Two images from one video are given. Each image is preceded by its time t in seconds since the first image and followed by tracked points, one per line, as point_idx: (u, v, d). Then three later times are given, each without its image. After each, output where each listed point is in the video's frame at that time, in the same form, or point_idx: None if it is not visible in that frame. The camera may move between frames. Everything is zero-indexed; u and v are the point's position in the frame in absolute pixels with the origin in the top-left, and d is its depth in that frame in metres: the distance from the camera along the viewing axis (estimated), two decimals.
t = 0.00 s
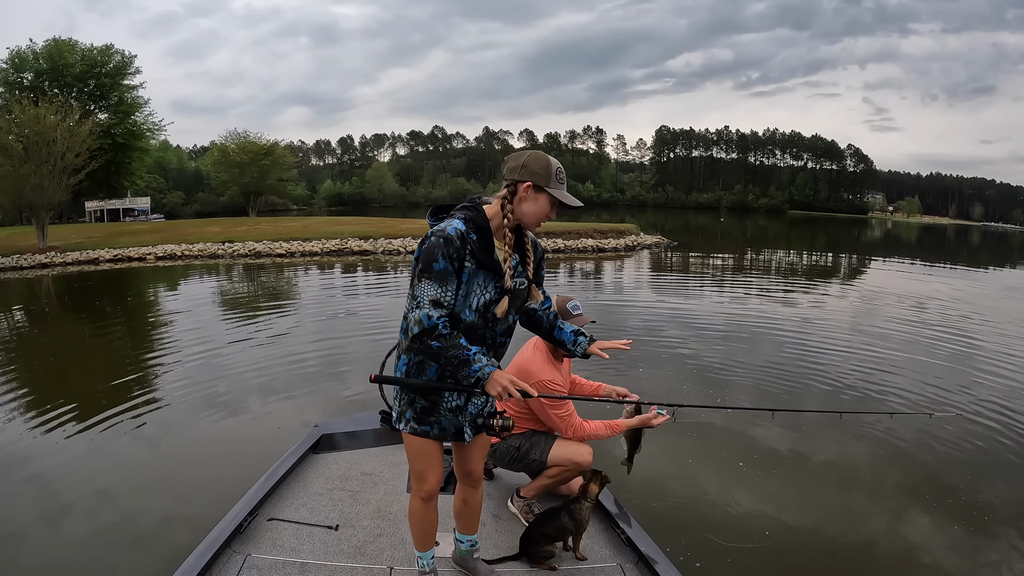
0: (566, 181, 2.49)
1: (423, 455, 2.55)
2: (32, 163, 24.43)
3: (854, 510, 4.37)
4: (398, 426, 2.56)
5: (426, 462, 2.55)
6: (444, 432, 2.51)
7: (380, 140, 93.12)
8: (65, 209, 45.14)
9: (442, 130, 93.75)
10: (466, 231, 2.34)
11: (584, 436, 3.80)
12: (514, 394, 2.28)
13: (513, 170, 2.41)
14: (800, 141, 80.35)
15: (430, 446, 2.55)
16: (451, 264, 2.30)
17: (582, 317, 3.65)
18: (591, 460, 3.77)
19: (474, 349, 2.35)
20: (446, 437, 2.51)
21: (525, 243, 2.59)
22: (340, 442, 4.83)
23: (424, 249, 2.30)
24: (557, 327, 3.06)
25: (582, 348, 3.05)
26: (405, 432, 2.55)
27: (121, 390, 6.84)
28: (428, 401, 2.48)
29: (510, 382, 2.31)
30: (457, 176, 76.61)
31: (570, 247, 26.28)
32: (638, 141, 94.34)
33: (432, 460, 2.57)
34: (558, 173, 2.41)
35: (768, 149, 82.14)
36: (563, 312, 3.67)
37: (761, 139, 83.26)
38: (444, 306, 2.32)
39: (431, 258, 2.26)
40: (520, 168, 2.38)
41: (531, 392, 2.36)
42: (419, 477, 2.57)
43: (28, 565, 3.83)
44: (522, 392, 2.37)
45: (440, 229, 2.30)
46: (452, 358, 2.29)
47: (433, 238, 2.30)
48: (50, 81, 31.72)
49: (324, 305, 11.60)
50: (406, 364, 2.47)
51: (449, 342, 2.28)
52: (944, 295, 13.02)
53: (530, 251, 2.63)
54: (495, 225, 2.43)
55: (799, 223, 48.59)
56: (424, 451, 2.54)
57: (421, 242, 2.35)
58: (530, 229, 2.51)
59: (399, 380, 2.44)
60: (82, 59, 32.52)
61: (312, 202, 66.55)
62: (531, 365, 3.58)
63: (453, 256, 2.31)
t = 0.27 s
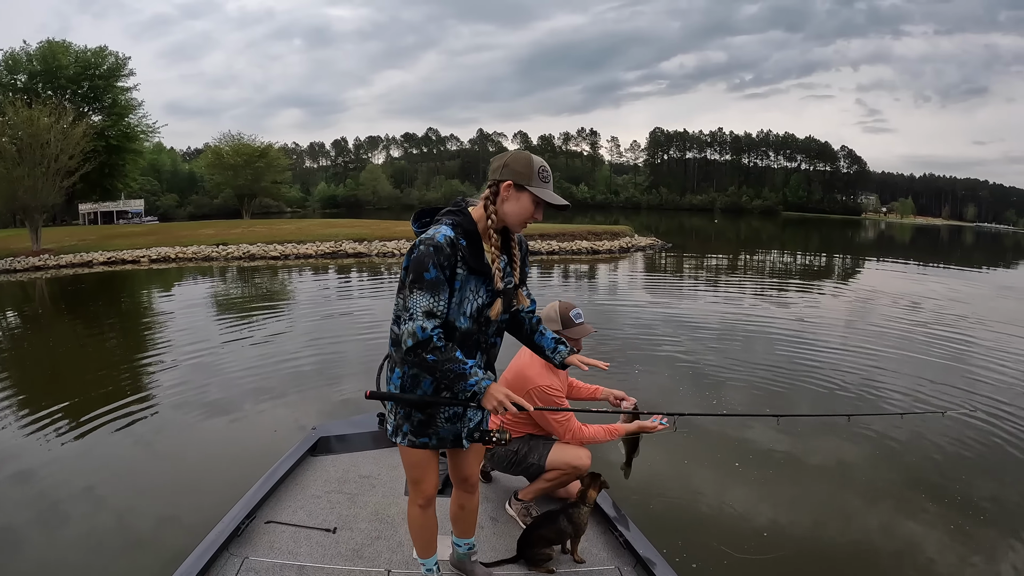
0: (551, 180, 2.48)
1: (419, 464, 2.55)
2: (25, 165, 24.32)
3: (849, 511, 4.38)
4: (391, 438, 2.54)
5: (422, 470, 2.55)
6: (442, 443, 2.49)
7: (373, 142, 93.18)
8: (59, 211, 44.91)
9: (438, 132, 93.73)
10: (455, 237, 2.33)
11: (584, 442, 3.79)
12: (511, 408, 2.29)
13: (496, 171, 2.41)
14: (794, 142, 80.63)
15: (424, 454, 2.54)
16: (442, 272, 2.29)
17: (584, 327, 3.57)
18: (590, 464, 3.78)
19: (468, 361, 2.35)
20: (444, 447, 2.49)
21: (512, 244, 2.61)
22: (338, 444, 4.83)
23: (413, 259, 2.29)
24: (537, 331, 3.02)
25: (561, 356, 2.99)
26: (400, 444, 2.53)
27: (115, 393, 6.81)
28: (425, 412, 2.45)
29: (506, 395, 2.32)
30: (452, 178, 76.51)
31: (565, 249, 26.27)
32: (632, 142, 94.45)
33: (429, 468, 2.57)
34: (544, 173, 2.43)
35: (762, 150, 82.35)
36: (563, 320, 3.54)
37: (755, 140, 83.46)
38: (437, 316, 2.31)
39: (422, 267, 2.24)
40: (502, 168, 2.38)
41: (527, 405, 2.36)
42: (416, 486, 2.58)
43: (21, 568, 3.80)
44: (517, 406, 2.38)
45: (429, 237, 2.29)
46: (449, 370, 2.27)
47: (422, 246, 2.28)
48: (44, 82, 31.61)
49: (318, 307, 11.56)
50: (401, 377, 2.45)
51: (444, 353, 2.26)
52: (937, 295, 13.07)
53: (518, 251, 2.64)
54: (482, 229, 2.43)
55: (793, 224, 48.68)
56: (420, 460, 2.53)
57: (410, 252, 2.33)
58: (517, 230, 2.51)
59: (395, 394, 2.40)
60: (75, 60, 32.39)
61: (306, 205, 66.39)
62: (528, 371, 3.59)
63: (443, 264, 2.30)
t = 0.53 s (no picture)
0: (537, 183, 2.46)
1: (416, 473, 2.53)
2: (19, 167, 24.24)
3: (845, 511, 4.38)
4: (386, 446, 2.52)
5: (419, 477, 2.54)
6: (438, 447, 2.50)
7: (369, 143, 93.20)
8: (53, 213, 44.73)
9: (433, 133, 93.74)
10: (440, 244, 2.26)
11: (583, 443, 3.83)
12: (505, 419, 2.28)
13: (480, 176, 2.36)
14: (789, 143, 80.89)
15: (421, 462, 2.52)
16: (429, 282, 2.22)
17: (590, 336, 3.45)
18: (588, 465, 3.81)
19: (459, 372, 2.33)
20: (440, 450, 2.50)
21: (497, 243, 2.59)
22: (337, 446, 4.82)
23: (397, 271, 2.21)
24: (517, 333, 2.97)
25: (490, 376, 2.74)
26: (396, 453, 2.51)
27: (110, 395, 6.77)
28: (418, 421, 2.44)
29: (501, 407, 2.33)
30: (448, 179, 76.50)
31: (560, 250, 26.29)
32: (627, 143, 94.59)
33: (425, 475, 2.56)
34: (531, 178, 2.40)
35: (757, 151, 82.60)
36: (571, 328, 3.42)
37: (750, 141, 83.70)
38: (427, 328, 2.25)
39: (408, 279, 2.16)
40: (487, 175, 2.33)
41: (522, 417, 2.37)
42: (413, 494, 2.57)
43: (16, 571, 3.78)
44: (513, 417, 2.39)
45: (412, 247, 2.20)
46: (442, 384, 2.25)
47: (405, 258, 2.20)
48: (39, 83, 31.52)
49: (313, 308, 11.53)
50: (392, 387, 2.41)
51: (437, 367, 2.23)
52: (930, 295, 13.12)
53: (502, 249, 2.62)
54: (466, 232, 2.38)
55: (787, 225, 48.90)
56: (417, 468, 2.52)
57: (392, 263, 2.24)
58: (502, 231, 2.48)
59: (388, 405, 2.38)
60: (70, 61, 32.28)
61: (302, 206, 66.29)
62: (528, 376, 3.58)
63: (429, 274, 2.23)
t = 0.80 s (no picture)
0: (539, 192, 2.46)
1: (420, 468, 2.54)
2: (16, 167, 24.20)
3: (842, 511, 4.38)
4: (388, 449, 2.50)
5: (418, 479, 2.53)
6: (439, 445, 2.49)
7: (366, 143, 93.17)
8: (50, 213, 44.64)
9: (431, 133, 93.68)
10: (443, 251, 2.24)
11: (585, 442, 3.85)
12: (498, 432, 2.33)
13: (483, 185, 2.33)
14: (787, 143, 80.95)
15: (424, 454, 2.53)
16: (431, 291, 2.20)
17: (594, 337, 3.45)
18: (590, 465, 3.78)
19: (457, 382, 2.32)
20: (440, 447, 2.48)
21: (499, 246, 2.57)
22: (338, 446, 4.81)
23: (398, 279, 2.18)
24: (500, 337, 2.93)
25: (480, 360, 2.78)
26: (397, 454, 2.48)
27: (109, 396, 6.76)
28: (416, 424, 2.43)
29: (494, 420, 2.36)
30: (445, 180, 76.44)
31: (558, 250, 26.27)
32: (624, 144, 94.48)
33: (424, 476, 2.55)
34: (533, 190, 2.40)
35: (754, 151, 82.70)
36: (574, 330, 3.42)
37: (748, 142, 83.76)
38: (427, 335, 2.24)
39: (410, 288, 2.14)
40: (491, 184, 2.30)
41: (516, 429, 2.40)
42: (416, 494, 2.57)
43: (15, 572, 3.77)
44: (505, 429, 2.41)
45: (414, 255, 2.16)
46: (439, 394, 2.25)
47: (407, 264, 2.17)
48: (36, 83, 31.46)
49: (311, 309, 11.53)
50: (391, 393, 2.39)
51: (435, 375, 2.22)
52: (928, 295, 13.13)
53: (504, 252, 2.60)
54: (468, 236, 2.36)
55: (784, 225, 48.96)
56: (416, 471, 2.51)
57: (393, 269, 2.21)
58: (504, 237, 2.46)
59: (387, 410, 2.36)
60: (68, 61, 32.22)
61: (299, 206, 66.19)
62: (530, 376, 3.59)
63: (432, 283, 2.21)
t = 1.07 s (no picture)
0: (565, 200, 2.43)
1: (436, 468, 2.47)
2: (13, 168, 24.14)
3: (839, 510, 4.39)
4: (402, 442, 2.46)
5: (429, 484, 2.46)
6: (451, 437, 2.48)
7: (363, 143, 93.14)
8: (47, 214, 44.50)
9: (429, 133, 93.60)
10: (463, 251, 2.23)
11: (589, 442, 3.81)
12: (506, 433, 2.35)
13: (507, 193, 2.31)
14: (783, 143, 81.02)
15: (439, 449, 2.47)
16: (447, 290, 2.21)
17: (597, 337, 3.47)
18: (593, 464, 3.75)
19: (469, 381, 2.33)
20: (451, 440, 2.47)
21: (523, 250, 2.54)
22: (338, 446, 4.80)
23: (416, 276, 2.20)
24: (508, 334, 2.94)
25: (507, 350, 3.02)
26: (409, 448, 2.45)
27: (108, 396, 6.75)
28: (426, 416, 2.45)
29: (504, 419, 2.37)
30: (443, 180, 76.40)
31: (555, 250, 26.26)
32: (622, 144, 94.48)
33: (433, 484, 2.47)
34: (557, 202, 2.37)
35: (751, 151, 82.76)
36: (577, 330, 3.42)
37: (746, 141, 83.80)
38: (441, 333, 2.25)
39: (425, 286, 2.16)
40: (515, 190, 2.28)
41: (520, 432, 2.41)
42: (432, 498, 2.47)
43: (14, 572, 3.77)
44: (511, 430, 2.43)
45: (434, 253, 2.18)
46: (448, 391, 2.26)
47: (425, 261, 2.19)
48: (33, 83, 31.38)
49: (308, 309, 11.51)
50: (405, 387, 2.43)
51: (445, 372, 2.24)
52: (923, 294, 13.15)
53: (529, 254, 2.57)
54: (489, 240, 2.34)
55: (781, 225, 48.97)
56: (428, 474, 2.45)
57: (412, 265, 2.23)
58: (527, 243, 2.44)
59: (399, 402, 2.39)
60: (65, 61, 32.13)
61: (296, 206, 66.07)
62: (534, 375, 3.58)
63: (450, 282, 2.21)
